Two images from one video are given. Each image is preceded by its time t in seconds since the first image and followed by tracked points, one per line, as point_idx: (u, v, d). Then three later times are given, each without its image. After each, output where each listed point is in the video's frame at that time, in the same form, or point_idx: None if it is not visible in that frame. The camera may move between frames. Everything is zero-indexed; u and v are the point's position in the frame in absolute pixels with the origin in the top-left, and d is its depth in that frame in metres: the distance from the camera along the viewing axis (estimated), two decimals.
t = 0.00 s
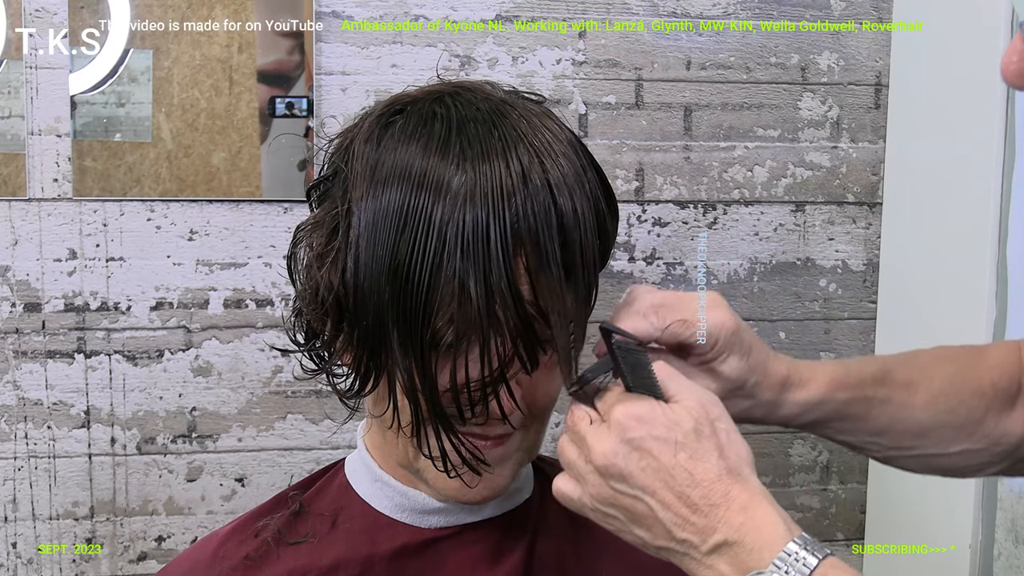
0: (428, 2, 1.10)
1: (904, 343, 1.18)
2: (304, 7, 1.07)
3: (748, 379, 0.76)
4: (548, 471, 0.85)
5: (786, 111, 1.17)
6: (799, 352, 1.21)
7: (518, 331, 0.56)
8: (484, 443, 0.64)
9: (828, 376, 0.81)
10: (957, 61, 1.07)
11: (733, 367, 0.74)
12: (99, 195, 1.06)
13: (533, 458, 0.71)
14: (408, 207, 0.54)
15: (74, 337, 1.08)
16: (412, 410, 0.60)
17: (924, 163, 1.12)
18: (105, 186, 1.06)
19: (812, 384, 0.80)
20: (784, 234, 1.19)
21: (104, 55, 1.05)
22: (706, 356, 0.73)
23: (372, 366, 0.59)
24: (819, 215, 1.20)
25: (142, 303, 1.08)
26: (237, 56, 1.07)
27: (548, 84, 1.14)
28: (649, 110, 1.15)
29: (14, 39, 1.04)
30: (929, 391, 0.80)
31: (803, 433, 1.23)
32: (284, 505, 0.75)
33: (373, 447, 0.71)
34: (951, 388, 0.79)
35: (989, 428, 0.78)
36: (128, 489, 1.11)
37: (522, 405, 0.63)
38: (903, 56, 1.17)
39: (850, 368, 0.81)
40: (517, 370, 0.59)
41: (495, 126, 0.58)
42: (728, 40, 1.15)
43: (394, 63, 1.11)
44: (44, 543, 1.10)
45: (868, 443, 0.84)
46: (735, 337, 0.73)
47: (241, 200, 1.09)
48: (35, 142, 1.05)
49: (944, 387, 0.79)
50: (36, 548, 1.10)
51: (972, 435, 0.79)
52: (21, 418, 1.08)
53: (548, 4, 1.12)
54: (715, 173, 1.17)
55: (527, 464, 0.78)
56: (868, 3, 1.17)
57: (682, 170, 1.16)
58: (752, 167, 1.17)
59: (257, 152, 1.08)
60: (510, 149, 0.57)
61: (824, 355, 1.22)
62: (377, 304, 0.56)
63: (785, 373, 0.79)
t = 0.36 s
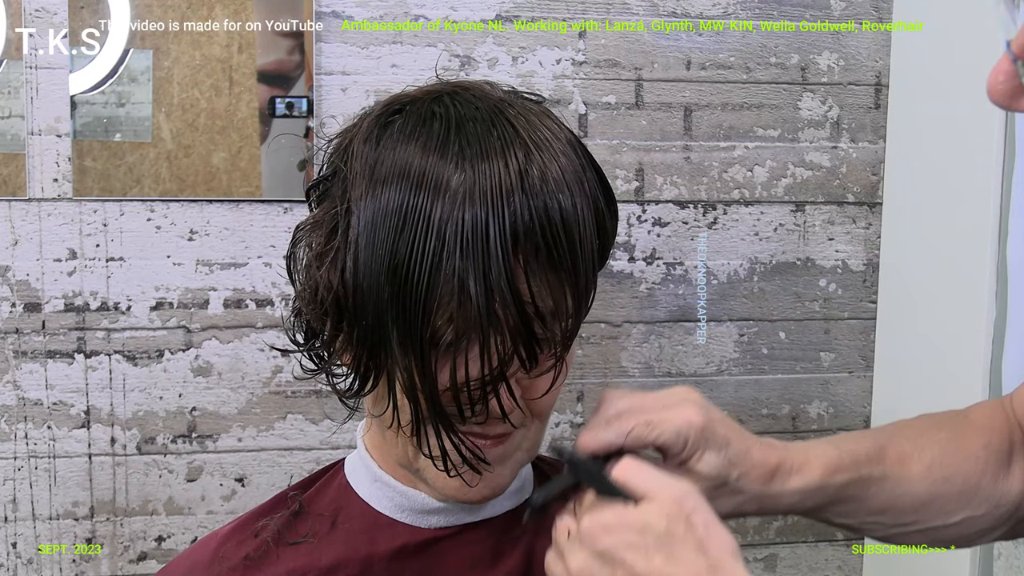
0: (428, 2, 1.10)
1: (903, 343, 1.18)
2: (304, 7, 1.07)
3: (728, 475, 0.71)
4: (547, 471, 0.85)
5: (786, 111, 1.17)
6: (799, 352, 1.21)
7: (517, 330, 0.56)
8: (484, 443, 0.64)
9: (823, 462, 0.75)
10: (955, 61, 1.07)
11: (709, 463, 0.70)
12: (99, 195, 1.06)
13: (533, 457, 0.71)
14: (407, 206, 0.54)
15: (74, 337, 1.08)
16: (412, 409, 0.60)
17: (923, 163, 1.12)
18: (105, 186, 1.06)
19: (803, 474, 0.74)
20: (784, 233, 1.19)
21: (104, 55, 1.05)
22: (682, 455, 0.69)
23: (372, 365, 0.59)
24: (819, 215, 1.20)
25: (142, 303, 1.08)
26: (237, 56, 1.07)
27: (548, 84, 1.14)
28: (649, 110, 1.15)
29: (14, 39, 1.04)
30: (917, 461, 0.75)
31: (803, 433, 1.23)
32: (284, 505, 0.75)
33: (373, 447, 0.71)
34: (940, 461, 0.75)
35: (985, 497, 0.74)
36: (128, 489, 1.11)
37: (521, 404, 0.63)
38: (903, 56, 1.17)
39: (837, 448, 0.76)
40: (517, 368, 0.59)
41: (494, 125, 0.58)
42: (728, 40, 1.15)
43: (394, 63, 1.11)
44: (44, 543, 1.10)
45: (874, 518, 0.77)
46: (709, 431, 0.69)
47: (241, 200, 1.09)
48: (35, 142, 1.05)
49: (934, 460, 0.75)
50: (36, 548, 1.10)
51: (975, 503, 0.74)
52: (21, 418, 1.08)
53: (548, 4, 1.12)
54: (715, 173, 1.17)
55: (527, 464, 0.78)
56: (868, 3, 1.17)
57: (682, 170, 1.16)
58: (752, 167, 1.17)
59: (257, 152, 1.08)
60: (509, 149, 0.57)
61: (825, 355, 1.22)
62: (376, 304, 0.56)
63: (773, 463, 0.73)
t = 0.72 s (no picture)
0: (428, 2, 1.10)
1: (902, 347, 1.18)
2: (304, 7, 1.07)
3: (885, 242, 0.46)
4: (548, 471, 0.85)
5: (786, 111, 1.17)
6: (799, 352, 1.21)
7: (518, 329, 0.56)
8: (484, 442, 0.64)
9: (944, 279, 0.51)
10: (954, 63, 1.08)
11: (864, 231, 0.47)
12: (99, 195, 1.06)
13: (533, 457, 0.71)
14: (406, 206, 0.54)
15: (74, 337, 1.08)
16: (412, 409, 0.60)
17: (923, 163, 1.12)
18: (105, 186, 1.06)
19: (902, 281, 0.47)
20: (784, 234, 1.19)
21: (104, 55, 1.05)
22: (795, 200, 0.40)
23: (372, 365, 0.59)
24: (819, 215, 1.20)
25: (142, 303, 1.08)
26: (237, 56, 1.07)
27: (548, 84, 1.14)
28: (649, 110, 1.15)
29: (14, 39, 1.04)
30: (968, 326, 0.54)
31: (803, 433, 1.23)
32: (284, 505, 0.75)
33: (373, 447, 0.71)
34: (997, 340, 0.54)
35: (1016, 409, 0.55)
36: (128, 489, 1.11)
37: (520, 404, 0.63)
38: (902, 56, 1.17)
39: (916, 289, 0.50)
40: (517, 368, 0.58)
41: (493, 125, 0.58)
42: (728, 40, 1.15)
43: (394, 63, 1.11)
44: (44, 543, 1.10)
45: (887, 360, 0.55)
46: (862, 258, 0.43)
47: (241, 200, 1.09)
48: (35, 142, 1.05)
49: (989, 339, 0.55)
50: (36, 548, 1.10)
51: (999, 406, 0.55)
52: (21, 417, 1.08)
53: (548, 4, 1.12)
54: (715, 173, 1.17)
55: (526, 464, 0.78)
56: (868, 3, 1.17)
57: (682, 170, 1.16)
58: (752, 167, 1.17)
59: (257, 152, 1.08)
60: (508, 149, 0.57)
61: (825, 355, 1.22)
62: (375, 304, 0.56)
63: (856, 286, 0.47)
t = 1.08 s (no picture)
0: (428, 2, 1.10)
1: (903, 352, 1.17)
2: (304, 7, 1.07)
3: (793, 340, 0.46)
4: (549, 471, 0.85)
5: (786, 111, 1.17)
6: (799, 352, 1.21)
7: (519, 328, 0.56)
8: (485, 442, 0.64)
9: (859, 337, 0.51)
10: (954, 64, 1.08)
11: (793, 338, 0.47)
12: (99, 195, 1.06)
13: (533, 457, 0.71)
14: (407, 206, 0.54)
15: (74, 337, 1.08)
16: (412, 408, 0.60)
17: (922, 164, 1.13)
18: (105, 186, 1.06)
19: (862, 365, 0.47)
20: (784, 233, 1.19)
21: (104, 55, 1.05)
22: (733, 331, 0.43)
23: (373, 364, 0.59)
24: (819, 215, 1.20)
25: (142, 303, 1.08)
26: (237, 56, 1.07)
27: (548, 85, 1.14)
28: (649, 110, 1.15)
29: (14, 39, 1.04)
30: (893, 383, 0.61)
31: (803, 433, 1.23)
32: (284, 505, 0.75)
33: (373, 447, 0.71)
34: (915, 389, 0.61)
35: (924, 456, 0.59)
36: (128, 489, 1.11)
37: (521, 403, 0.62)
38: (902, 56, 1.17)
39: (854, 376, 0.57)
40: (517, 367, 0.58)
41: (494, 124, 0.58)
42: (728, 40, 1.16)
43: (394, 63, 1.11)
44: (44, 543, 1.10)
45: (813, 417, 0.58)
46: (796, 340, 0.45)
47: (242, 200, 1.09)
48: (35, 142, 1.05)
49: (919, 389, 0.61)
50: (36, 548, 1.10)
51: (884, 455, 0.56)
52: (20, 417, 1.08)
53: (548, 4, 1.12)
54: (715, 173, 1.17)
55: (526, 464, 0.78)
56: (868, 3, 1.18)
57: (682, 170, 1.16)
58: (752, 167, 1.17)
59: (257, 152, 1.08)
60: (509, 148, 0.57)
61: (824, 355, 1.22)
62: (375, 303, 0.56)
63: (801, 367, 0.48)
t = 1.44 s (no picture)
0: (428, 2, 1.10)
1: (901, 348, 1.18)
2: (304, 7, 1.07)
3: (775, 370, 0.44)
4: (548, 471, 0.85)
5: (786, 111, 1.17)
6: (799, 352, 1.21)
7: (518, 328, 0.56)
8: (484, 441, 0.64)
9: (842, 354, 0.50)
10: (953, 64, 1.08)
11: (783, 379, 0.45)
12: (99, 195, 1.06)
13: (533, 456, 0.71)
14: (406, 205, 0.54)
15: (74, 337, 1.08)
16: (412, 408, 0.60)
17: (922, 163, 1.13)
18: (105, 186, 1.06)
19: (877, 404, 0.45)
20: (784, 233, 1.19)
21: (104, 55, 1.05)
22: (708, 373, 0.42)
23: (372, 364, 0.59)
24: (819, 215, 1.20)
25: (142, 303, 1.08)
26: (237, 56, 1.07)
27: (548, 85, 1.14)
28: (649, 110, 1.15)
29: (14, 39, 1.04)
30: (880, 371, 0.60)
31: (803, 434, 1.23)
32: (284, 505, 0.75)
33: (373, 447, 0.71)
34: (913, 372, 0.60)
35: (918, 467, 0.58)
36: (128, 489, 1.11)
37: (520, 403, 0.62)
38: (902, 56, 1.17)
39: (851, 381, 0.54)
40: (517, 367, 0.58)
41: (493, 124, 0.58)
42: (728, 40, 1.15)
43: (394, 63, 1.11)
44: (44, 543, 1.10)
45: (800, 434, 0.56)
46: (779, 370, 0.44)
47: (241, 200, 1.09)
48: (35, 142, 1.05)
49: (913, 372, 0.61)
50: (36, 548, 1.10)
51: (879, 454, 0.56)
52: (20, 417, 1.08)
53: (548, 4, 1.12)
54: (715, 173, 1.17)
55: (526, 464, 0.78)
56: (869, 3, 1.17)
57: (682, 170, 1.16)
58: (752, 167, 1.17)
59: (257, 152, 1.08)
60: (507, 148, 0.57)
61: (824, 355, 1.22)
62: (375, 303, 0.56)
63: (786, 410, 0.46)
